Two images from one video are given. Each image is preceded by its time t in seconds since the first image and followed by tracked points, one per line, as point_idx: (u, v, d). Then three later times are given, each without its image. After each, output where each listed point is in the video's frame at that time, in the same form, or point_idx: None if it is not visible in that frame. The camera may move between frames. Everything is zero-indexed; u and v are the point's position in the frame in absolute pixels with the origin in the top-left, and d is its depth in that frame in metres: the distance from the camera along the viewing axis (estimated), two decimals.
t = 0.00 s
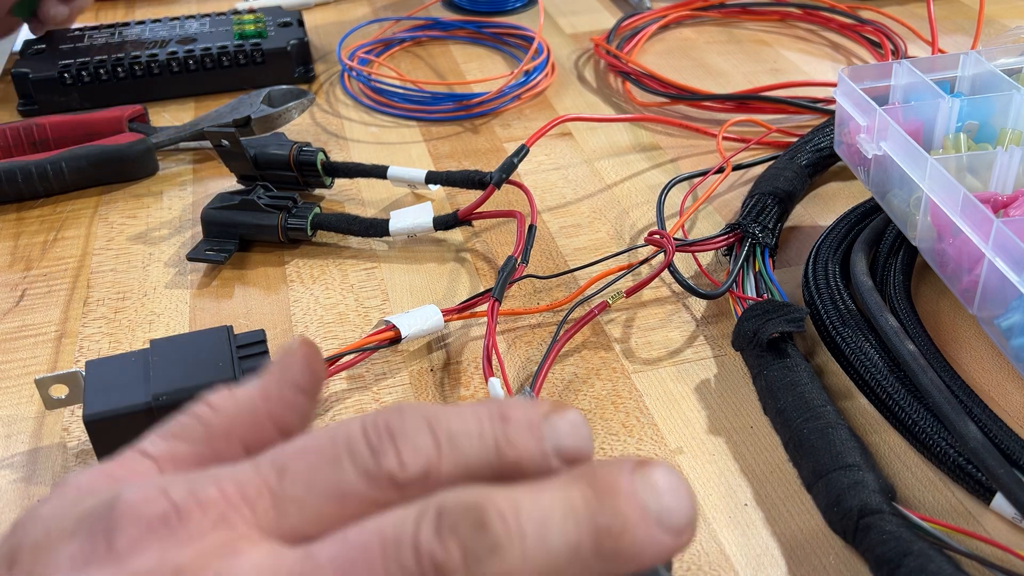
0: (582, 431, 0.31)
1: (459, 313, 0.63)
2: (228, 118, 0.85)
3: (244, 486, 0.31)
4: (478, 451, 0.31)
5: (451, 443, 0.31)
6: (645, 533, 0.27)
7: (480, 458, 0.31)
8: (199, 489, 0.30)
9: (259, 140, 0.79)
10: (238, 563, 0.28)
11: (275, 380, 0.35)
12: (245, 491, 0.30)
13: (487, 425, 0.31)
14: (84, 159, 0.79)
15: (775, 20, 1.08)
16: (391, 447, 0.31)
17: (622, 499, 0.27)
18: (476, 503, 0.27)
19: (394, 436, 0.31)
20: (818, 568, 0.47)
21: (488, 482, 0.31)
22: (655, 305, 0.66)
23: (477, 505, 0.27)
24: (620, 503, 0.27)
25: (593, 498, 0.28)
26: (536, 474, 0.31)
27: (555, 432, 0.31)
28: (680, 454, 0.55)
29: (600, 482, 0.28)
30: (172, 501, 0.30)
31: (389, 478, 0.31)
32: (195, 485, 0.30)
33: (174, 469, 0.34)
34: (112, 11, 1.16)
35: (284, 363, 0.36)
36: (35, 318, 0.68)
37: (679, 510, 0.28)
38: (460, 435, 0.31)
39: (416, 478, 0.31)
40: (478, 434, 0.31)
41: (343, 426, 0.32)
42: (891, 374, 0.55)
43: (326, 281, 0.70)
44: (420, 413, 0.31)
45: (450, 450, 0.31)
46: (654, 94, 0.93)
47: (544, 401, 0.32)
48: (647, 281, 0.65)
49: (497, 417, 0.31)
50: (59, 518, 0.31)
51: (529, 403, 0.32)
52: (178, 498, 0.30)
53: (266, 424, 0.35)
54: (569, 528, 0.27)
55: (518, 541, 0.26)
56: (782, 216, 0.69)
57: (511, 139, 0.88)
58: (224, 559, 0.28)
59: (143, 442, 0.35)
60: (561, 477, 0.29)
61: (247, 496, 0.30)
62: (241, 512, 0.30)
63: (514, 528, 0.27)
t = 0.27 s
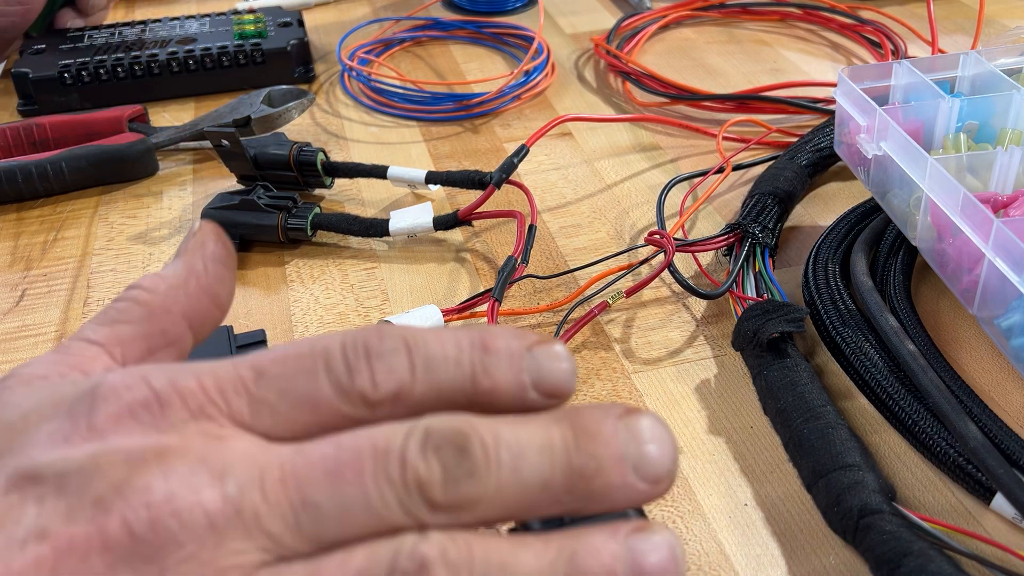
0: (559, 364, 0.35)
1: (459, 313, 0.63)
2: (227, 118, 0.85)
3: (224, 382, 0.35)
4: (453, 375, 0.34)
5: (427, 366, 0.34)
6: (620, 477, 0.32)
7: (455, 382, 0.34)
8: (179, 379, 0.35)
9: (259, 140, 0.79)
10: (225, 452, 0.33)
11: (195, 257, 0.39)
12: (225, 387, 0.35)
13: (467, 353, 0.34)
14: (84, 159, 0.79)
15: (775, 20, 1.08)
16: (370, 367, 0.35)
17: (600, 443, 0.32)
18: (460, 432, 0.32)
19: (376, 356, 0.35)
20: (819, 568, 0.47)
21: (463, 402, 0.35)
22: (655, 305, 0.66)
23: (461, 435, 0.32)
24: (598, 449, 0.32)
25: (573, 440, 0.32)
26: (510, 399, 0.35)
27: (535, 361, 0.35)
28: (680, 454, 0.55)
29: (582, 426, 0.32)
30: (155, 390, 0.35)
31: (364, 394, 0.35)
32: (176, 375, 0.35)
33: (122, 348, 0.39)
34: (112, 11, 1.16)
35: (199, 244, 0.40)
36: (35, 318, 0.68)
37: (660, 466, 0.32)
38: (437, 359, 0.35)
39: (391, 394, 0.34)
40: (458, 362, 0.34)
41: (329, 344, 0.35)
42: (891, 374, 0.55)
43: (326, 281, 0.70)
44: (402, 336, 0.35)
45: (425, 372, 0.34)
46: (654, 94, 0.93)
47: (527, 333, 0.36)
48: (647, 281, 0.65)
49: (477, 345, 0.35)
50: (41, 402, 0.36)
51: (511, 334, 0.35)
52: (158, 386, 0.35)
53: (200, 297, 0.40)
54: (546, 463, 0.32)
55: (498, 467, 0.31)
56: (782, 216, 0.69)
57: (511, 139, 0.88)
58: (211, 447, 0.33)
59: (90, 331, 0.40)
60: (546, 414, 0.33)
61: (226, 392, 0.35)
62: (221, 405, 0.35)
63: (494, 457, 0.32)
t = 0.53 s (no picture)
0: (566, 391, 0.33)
1: (459, 313, 0.63)
2: (227, 118, 0.85)
3: (234, 424, 0.34)
4: (458, 408, 0.33)
5: (432, 398, 0.33)
6: (616, 516, 0.31)
7: (459, 413, 0.33)
8: (193, 424, 0.34)
9: (259, 140, 0.79)
10: (242, 496, 0.32)
11: (208, 295, 0.38)
12: (235, 429, 0.34)
13: (470, 383, 0.33)
14: (84, 158, 0.79)
15: (775, 20, 1.08)
16: (375, 402, 0.34)
17: (598, 483, 0.32)
18: (470, 471, 0.32)
19: (380, 390, 0.34)
20: (818, 568, 0.47)
21: (468, 434, 0.34)
22: (655, 305, 0.66)
23: (473, 474, 0.31)
24: (596, 487, 0.31)
25: (574, 479, 0.32)
26: (515, 428, 0.33)
27: (541, 389, 0.33)
28: (680, 454, 0.55)
29: (581, 466, 0.32)
30: (169, 436, 0.34)
31: (370, 429, 0.34)
32: (189, 420, 0.34)
33: (134, 394, 0.38)
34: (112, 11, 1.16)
35: (213, 280, 0.38)
36: (34, 318, 0.68)
37: (651, 500, 0.32)
38: (442, 391, 0.33)
39: (397, 429, 0.34)
40: (461, 392, 0.33)
41: (334, 380, 0.35)
42: (891, 374, 0.55)
43: (326, 281, 0.70)
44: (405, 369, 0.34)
45: (429, 405, 0.33)
46: (654, 94, 0.93)
47: (532, 360, 0.34)
48: (647, 281, 0.65)
49: (480, 375, 0.34)
50: (48, 447, 0.35)
51: (517, 362, 0.34)
52: (174, 432, 0.34)
53: (213, 338, 0.38)
54: (551, 501, 0.31)
55: (507, 506, 0.31)
56: (782, 216, 0.69)
57: (511, 139, 0.88)
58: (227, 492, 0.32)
59: (103, 373, 0.39)
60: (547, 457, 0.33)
61: (236, 435, 0.34)
62: (235, 450, 0.34)
63: (502, 494, 0.31)
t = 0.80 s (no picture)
0: (562, 410, 0.32)
1: (459, 313, 0.63)
2: (227, 118, 0.85)
3: (230, 446, 0.35)
4: (448, 429, 0.33)
5: (422, 420, 0.33)
6: (594, 559, 0.34)
7: (448, 435, 0.33)
8: (194, 445, 0.35)
9: (259, 140, 0.79)
10: (250, 515, 0.33)
11: (228, 331, 0.40)
12: (230, 451, 0.34)
13: (460, 405, 0.33)
14: (84, 158, 0.79)
15: (775, 20, 1.08)
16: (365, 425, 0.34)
17: (578, 525, 0.34)
18: (466, 512, 0.34)
19: (370, 413, 0.34)
20: (818, 568, 0.47)
21: (459, 455, 0.34)
22: (655, 305, 0.66)
23: (469, 514, 0.33)
24: (577, 530, 0.34)
25: (557, 521, 0.34)
26: (507, 450, 0.33)
27: (536, 408, 0.33)
28: (680, 454, 0.55)
29: (563, 508, 0.34)
30: (173, 456, 0.35)
31: (360, 451, 0.34)
32: (191, 441, 0.35)
33: (147, 421, 0.40)
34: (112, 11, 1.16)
35: (232, 317, 0.40)
36: (34, 317, 0.68)
37: (627, 543, 0.34)
38: (432, 413, 0.33)
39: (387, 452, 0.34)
40: (451, 414, 0.33)
41: (324, 402, 0.34)
42: (891, 374, 0.55)
43: (326, 281, 0.70)
44: (396, 392, 0.34)
45: (419, 427, 0.33)
46: (654, 94, 0.93)
47: (529, 378, 0.34)
48: (647, 281, 0.64)
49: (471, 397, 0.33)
50: (62, 468, 0.36)
51: (511, 381, 0.33)
52: (177, 452, 0.35)
53: (228, 372, 0.40)
54: (536, 544, 0.33)
55: (498, 544, 0.33)
56: (782, 216, 0.69)
57: (511, 139, 0.88)
58: (234, 510, 0.33)
59: (118, 401, 0.40)
60: (530, 500, 0.35)
61: (232, 456, 0.34)
62: (231, 471, 0.34)
63: (494, 533, 0.33)
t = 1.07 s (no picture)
0: (562, 408, 0.32)
1: (459, 313, 0.63)
2: (227, 118, 0.85)
3: (230, 456, 0.35)
4: (448, 431, 0.33)
5: (421, 422, 0.33)
6: (598, 560, 0.34)
7: (448, 437, 0.33)
8: (196, 456, 0.35)
9: (259, 140, 0.79)
10: (253, 523, 0.34)
11: (237, 350, 0.40)
12: (231, 460, 0.35)
13: (459, 406, 0.33)
14: (84, 158, 0.79)
15: (775, 20, 1.08)
16: (363, 429, 0.33)
17: (581, 528, 0.34)
18: (469, 518, 0.34)
19: (368, 417, 0.34)
20: (818, 568, 0.47)
21: (460, 457, 0.34)
22: (655, 305, 0.66)
23: (472, 520, 0.33)
24: (580, 532, 0.34)
25: (560, 524, 0.34)
26: (508, 450, 0.33)
27: (535, 407, 0.33)
28: (680, 454, 0.55)
29: (566, 511, 0.34)
30: (175, 467, 0.35)
31: (359, 455, 0.34)
32: (193, 452, 0.35)
33: (155, 440, 0.40)
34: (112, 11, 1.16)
35: (243, 336, 0.40)
36: (34, 318, 0.68)
37: (631, 543, 0.34)
38: (432, 415, 0.33)
39: (388, 456, 0.34)
40: (450, 415, 0.33)
41: (322, 407, 0.34)
42: (891, 374, 0.55)
43: (326, 281, 0.70)
44: (393, 395, 0.34)
45: (418, 429, 0.33)
46: (654, 94, 0.93)
47: (527, 376, 0.34)
48: (647, 281, 0.64)
49: (470, 397, 0.33)
50: (68, 486, 0.36)
51: (510, 380, 0.33)
52: (179, 464, 0.35)
53: (236, 392, 0.40)
54: (540, 548, 0.33)
55: (501, 549, 0.33)
56: (782, 216, 0.69)
57: (511, 139, 0.88)
58: (237, 518, 0.34)
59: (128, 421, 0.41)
60: (533, 502, 0.35)
61: (233, 466, 0.35)
62: (232, 480, 0.35)
63: (497, 538, 0.33)
